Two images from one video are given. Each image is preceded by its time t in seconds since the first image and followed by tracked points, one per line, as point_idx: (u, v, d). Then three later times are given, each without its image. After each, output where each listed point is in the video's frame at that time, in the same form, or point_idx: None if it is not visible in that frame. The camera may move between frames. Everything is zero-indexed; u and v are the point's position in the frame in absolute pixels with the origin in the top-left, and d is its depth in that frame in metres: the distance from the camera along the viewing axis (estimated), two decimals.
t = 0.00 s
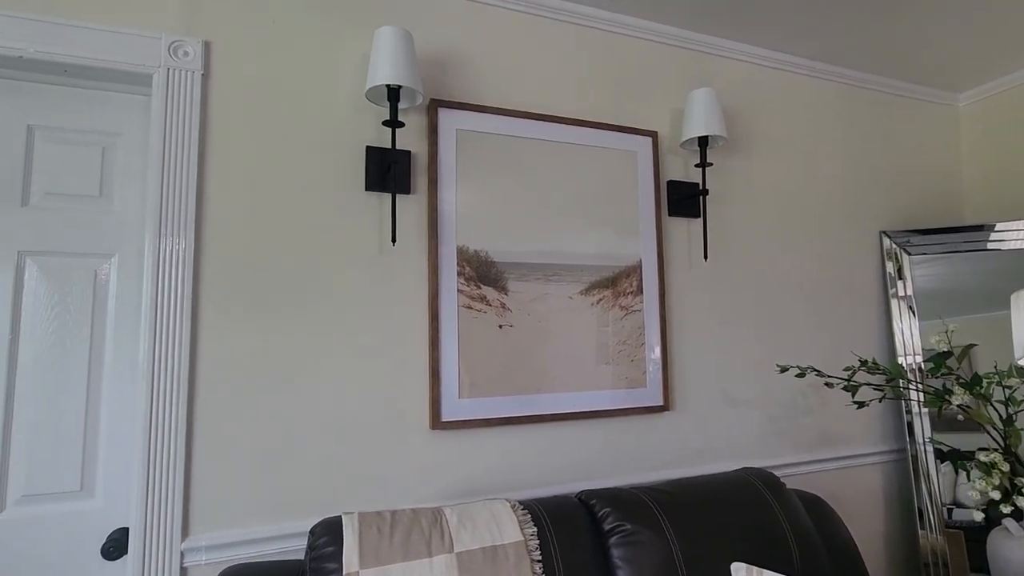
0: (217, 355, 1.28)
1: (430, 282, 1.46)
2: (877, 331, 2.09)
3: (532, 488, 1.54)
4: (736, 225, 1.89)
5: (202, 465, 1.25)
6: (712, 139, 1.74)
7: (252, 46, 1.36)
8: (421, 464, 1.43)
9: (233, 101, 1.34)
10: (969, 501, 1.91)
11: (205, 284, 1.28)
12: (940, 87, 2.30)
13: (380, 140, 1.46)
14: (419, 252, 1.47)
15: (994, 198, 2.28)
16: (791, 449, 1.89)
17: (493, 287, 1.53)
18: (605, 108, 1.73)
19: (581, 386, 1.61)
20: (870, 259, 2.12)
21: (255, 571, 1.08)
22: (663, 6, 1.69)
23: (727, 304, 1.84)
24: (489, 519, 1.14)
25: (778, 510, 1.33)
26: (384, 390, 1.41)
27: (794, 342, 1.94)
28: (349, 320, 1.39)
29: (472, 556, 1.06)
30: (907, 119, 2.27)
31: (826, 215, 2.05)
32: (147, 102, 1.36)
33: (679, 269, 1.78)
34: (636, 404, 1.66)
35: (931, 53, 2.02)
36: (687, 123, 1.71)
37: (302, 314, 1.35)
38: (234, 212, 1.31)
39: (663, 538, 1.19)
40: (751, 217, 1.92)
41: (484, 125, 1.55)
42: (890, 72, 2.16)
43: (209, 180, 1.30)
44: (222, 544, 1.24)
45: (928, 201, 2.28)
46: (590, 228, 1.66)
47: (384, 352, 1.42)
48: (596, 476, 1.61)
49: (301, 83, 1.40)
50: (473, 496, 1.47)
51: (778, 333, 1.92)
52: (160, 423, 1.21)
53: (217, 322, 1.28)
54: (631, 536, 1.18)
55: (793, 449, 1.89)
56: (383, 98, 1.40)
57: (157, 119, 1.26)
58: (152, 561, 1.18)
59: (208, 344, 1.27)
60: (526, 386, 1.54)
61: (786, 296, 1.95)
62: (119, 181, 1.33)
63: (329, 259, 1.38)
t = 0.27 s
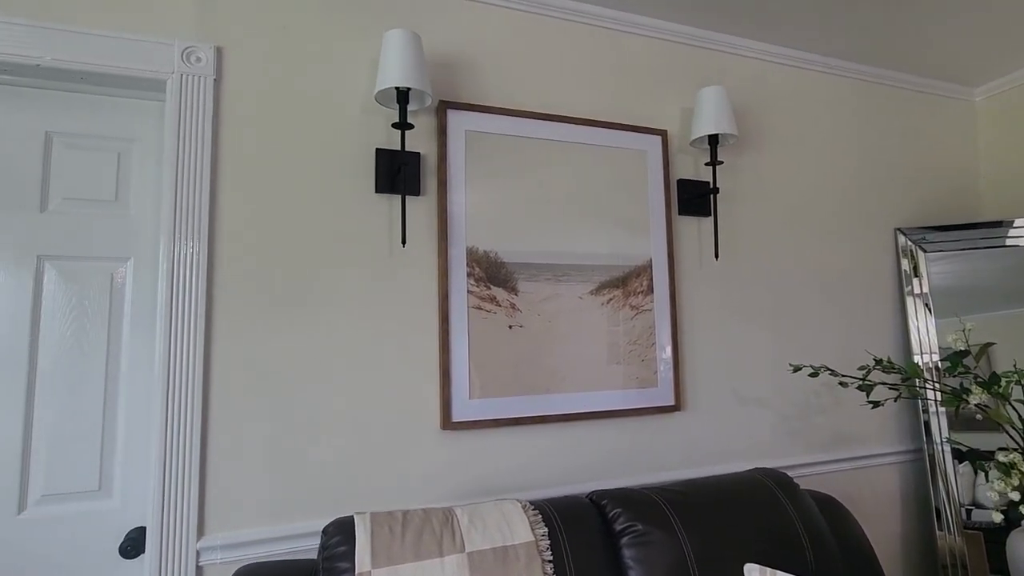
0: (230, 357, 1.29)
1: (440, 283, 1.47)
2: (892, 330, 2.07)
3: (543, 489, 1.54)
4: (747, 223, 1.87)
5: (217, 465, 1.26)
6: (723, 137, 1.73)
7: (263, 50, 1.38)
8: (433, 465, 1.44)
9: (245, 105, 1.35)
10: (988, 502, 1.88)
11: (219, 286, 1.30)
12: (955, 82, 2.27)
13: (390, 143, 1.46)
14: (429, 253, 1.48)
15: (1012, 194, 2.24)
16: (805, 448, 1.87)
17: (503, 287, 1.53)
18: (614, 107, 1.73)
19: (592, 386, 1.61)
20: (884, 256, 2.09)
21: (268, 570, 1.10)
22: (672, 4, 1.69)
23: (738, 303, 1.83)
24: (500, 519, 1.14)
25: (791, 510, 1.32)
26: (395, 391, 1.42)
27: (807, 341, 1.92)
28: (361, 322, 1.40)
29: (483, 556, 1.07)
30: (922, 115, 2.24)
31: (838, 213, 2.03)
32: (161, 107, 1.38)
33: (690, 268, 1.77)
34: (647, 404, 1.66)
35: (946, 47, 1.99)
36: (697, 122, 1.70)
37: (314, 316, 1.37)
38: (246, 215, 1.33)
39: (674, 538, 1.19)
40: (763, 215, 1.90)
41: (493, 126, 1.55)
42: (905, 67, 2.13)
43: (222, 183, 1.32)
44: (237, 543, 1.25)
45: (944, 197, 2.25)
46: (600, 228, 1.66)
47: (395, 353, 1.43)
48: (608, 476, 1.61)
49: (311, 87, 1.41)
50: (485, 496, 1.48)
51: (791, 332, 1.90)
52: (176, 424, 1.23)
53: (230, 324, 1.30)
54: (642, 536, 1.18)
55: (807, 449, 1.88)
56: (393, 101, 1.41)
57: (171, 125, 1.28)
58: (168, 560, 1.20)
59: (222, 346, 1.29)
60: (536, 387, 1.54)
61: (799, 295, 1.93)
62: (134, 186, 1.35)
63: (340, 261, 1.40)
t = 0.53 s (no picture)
0: (240, 354, 1.31)
1: (447, 280, 1.47)
2: (902, 325, 2.05)
3: (551, 484, 1.54)
4: (755, 218, 1.86)
5: (228, 461, 1.28)
6: (730, 132, 1.73)
7: (270, 50, 1.38)
8: (441, 461, 1.45)
9: (253, 104, 1.36)
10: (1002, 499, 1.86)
11: (229, 284, 1.31)
12: (968, 73, 2.24)
13: (397, 141, 1.47)
14: (436, 251, 1.48)
15: None
16: (815, 445, 1.86)
17: (510, 284, 1.53)
18: (620, 103, 1.72)
19: (599, 382, 1.61)
20: (895, 251, 2.07)
21: (279, 565, 1.11)
22: None
23: (747, 299, 1.82)
24: (507, 514, 1.15)
25: (799, 507, 1.31)
26: (403, 387, 1.43)
27: (817, 337, 1.91)
28: (368, 319, 1.41)
29: (491, 552, 1.07)
30: (934, 108, 2.22)
31: (848, 207, 2.01)
32: (171, 108, 1.40)
33: (698, 264, 1.77)
34: (655, 400, 1.66)
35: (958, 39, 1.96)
36: (704, 117, 1.69)
37: (322, 313, 1.38)
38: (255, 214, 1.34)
39: (681, 534, 1.19)
40: (771, 210, 1.89)
41: (499, 123, 1.55)
42: (916, 60, 2.10)
43: (231, 183, 1.33)
44: (249, 537, 1.27)
45: (956, 191, 2.22)
46: (607, 224, 1.65)
47: (403, 350, 1.44)
48: (615, 472, 1.61)
49: (318, 86, 1.42)
50: (493, 492, 1.49)
51: (800, 328, 1.89)
52: (187, 420, 1.24)
53: (240, 321, 1.31)
54: (649, 532, 1.18)
55: (817, 445, 1.87)
56: (400, 99, 1.43)
57: (180, 125, 1.30)
58: (182, 554, 1.22)
59: (233, 343, 1.30)
60: (543, 383, 1.55)
61: (808, 290, 1.92)
62: (145, 186, 1.37)
63: (348, 258, 1.41)
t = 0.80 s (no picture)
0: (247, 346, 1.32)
1: (452, 274, 1.48)
2: (909, 319, 2.04)
3: (556, 477, 1.55)
4: (761, 211, 1.86)
5: (236, 452, 1.30)
6: (736, 125, 1.72)
7: (275, 44, 1.39)
8: (446, 453, 1.46)
9: (258, 99, 1.37)
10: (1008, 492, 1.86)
11: (235, 278, 1.32)
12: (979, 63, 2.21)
13: (401, 135, 1.47)
14: (441, 245, 1.49)
15: None
16: (820, 437, 1.86)
17: (514, 278, 1.54)
18: (625, 96, 1.72)
19: (604, 375, 1.61)
20: (903, 244, 2.06)
21: (287, 555, 1.13)
22: None
23: (752, 292, 1.82)
24: (511, 505, 1.16)
25: (803, 499, 1.32)
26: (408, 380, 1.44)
27: (823, 329, 1.91)
28: (374, 312, 1.42)
29: (495, 542, 1.08)
30: (943, 99, 2.19)
31: (855, 199, 2.00)
32: (177, 103, 1.41)
33: (703, 257, 1.76)
34: (660, 393, 1.66)
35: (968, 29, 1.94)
36: (709, 109, 1.68)
37: (328, 306, 1.39)
38: (261, 208, 1.35)
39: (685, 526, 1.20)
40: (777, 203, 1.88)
41: (503, 116, 1.55)
42: (925, 50, 2.08)
43: (237, 177, 1.34)
44: (257, 528, 1.29)
45: (965, 183, 2.20)
46: (612, 218, 1.65)
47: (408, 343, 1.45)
48: (620, 464, 1.62)
49: (323, 79, 1.42)
50: (498, 484, 1.50)
51: (806, 321, 1.89)
52: (196, 412, 1.26)
53: (246, 314, 1.32)
54: (653, 524, 1.19)
55: (822, 438, 1.87)
56: (404, 94, 1.41)
57: (187, 120, 1.30)
58: (192, 543, 1.24)
59: (239, 336, 1.32)
60: (548, 376, 1.55)
61: (813, 283, 1.91)
62: (152, 180, 1.38)
63: (353, 252, 1.41)
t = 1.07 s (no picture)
0: (251, 334, 1.33)
1: (455, 262, 1.48)
2: (913, 307, 2.04)
3: (558, 463, 1.56)
4: (765, 199, 1.85)
5: (241, 438, 1.31)
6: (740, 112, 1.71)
7: (277, 32, 1.39)
8: (449, 439, 1.47)
9: (260, 87, 1.37)
10: (1010, 481, 1.86)
11: (239, 266, 1.33)
12: (987, 49, 2.18)
13: (403, 122, 1.47)
14: (443, 233, 1.49)
15: None
16: (822, 426, 1.87)
17: (516, 266, 1.54)
18: (628, 83, 1.71)
19: (606, 363, 1.62)
20: (907, 232, 2.05)
21: (292, 539, 1.14)
22: None
23: (755, 280, 1.82)
24: (513, 491, 1.17)
25: (803, 485, 1.32)
26: (411, 368, 1.45)
27: (825, 318, 1.91)
28: (376, 300, 1.43)
29: (497, 527, 1.10)
30: (951, 85, 2.17)
31: (860, 187, 1.99)
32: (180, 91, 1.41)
33: (706, 245, 1.76)
34: (662, 381, 1.67)
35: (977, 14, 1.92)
36: (714, 96, 1.67)
37: (331, 294, 1.40)
38: (264, 197, 1.36)
39: (685, 511, 1.21)
40: (781, 191, 1.87)
41: (505, 103, 1.55)
42: (933, 36, 2.06)
43: (240, 166, 1.34)
44: (263, 512, 1.31)
45: (971, 171, 2.19)
46: (614, 206, 1.65)
47: (411, 331, 1.45)
48: (622, 452, 1.63)
49: (325, 67, 1.42)
50: (500, 470, 1.51)
51: (809, 309, 1.88)
52: (201, 399, 1.27)
53: (251, 302, 1.33)
54: (653, 510, 1.20)
55: (824, 426, 1.87)
56: (406, 81, 1.41)
57: (189, 108, 1.31)
58: (198, 527, 1.26)
59: (244, 323, 1.33)
60: (550, 364, 1.56)
61: (817, 271, 1.91)
62: (156, 169, 1.39)
63: (356, 240, 1.42)
